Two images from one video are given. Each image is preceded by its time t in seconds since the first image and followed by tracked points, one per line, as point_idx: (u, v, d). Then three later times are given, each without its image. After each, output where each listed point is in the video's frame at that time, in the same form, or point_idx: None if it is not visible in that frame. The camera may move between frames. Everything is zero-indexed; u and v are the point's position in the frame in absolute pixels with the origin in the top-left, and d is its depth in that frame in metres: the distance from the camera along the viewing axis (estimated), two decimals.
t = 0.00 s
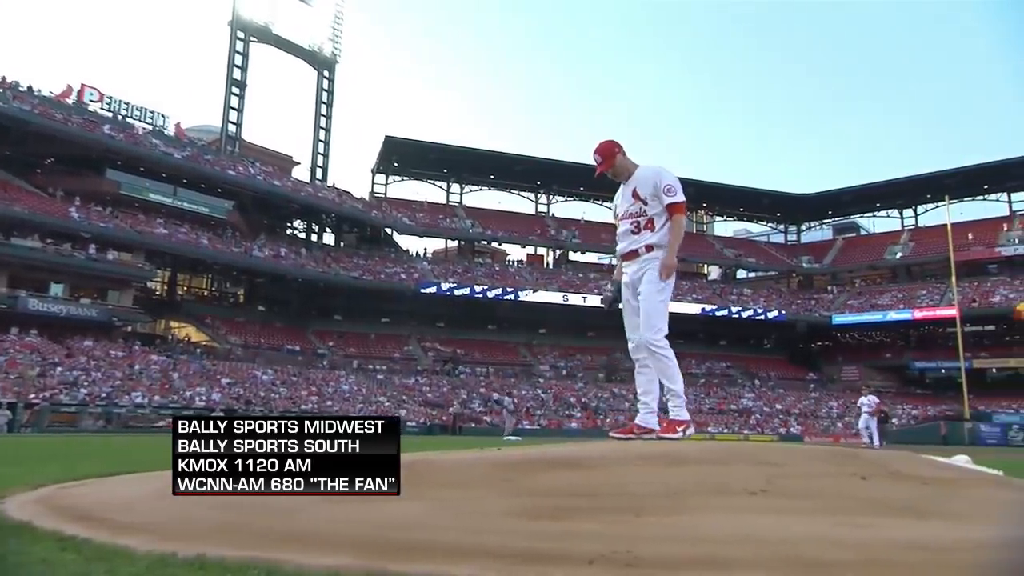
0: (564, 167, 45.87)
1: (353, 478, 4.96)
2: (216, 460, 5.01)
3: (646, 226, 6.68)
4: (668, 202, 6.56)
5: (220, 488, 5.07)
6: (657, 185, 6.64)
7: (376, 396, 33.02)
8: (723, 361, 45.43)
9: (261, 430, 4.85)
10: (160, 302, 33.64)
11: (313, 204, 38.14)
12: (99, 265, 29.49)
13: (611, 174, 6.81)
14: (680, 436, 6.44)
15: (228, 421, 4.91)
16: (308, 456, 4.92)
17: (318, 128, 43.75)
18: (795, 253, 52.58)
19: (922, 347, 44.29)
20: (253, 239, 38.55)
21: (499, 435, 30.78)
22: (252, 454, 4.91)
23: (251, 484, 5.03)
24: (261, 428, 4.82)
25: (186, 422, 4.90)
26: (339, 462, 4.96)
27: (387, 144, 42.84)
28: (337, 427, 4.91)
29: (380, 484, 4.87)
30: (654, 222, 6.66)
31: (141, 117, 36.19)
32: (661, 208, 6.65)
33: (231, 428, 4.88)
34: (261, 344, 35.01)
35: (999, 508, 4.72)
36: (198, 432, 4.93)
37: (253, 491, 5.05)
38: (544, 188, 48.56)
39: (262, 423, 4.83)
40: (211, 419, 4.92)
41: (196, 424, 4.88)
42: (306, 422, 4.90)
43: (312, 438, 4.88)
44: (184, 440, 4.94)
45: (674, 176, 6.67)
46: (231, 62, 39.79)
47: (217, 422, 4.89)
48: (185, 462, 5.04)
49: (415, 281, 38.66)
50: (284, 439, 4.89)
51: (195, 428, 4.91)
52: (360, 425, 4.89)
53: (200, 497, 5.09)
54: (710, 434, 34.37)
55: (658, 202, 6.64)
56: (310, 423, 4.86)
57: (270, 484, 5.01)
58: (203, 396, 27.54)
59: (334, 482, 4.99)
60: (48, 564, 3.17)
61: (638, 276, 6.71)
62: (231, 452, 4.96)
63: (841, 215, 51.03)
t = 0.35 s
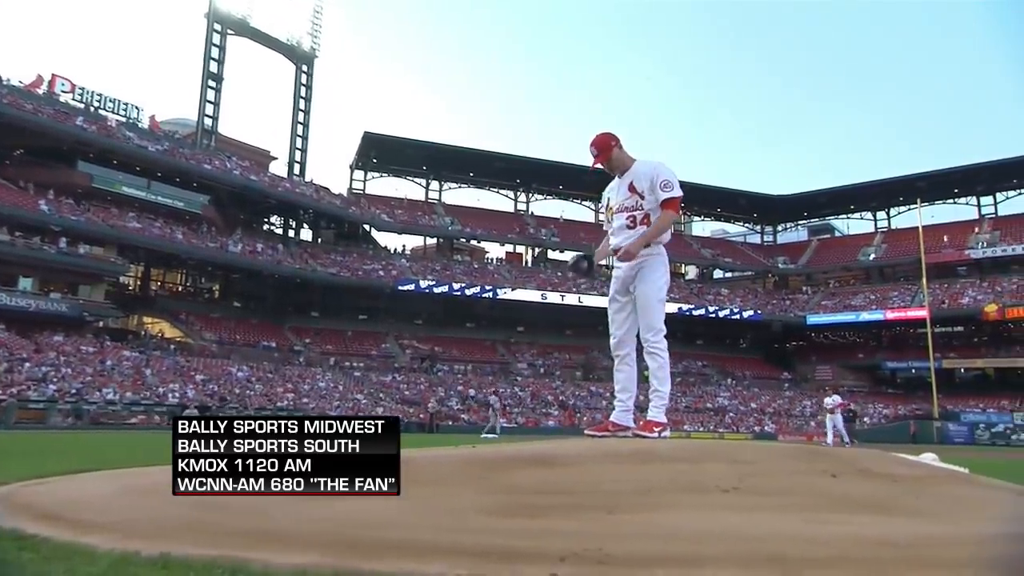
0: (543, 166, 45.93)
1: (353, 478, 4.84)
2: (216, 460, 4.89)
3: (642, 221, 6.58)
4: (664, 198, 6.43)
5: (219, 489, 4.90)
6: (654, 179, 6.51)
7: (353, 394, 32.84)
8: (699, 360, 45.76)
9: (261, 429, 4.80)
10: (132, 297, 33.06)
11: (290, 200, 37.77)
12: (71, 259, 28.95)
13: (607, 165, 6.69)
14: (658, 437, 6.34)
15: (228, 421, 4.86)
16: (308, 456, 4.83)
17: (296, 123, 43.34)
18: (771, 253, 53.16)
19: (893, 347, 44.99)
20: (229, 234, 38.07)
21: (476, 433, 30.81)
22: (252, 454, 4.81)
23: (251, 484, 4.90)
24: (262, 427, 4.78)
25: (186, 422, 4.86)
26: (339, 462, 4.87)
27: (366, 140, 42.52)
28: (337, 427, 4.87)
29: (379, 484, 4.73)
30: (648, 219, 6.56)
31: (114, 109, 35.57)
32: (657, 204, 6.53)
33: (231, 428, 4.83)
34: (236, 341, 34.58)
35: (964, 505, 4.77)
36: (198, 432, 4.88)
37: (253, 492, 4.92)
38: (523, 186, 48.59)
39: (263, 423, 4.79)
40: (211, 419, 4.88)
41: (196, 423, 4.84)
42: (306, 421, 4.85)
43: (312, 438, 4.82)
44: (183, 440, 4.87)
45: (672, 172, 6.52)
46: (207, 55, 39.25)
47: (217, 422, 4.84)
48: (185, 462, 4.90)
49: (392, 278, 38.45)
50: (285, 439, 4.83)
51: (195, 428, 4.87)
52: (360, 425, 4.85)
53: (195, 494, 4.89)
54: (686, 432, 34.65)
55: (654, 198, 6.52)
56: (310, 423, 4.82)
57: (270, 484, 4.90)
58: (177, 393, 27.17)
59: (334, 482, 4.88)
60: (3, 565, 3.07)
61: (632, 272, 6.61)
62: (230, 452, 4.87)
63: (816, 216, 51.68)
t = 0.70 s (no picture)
0: (529, 168, 45.96)
1: (353, 478, 4.79)
2: (216, 460, 4.86)
3: (636, 223, 6.58)
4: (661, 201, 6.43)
5: (219, 489, 4.85)
6: (651, 181, 6.50)
7: (337, 396, 32.64)
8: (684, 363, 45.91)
9: (262, 429, 4.81)
10: (113, 297, 32.61)
11: (276, 201, 37.50)
12: (50, 259, 28.57)
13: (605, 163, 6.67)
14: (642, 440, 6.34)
15: (228, 421, 4.86)
16: (309, 456, 4.81)
17: (281, 123, 43.06)
18: (755, 257, 53.51)
19: (874, 350, 45.36)
20: (212, 235, 37.70)
21: (460, 435, 30.75)
22: (252, 454, 4.80)
23: (251, 484, 4.85)
24: (262, 427, 4.80)
25: (187, 422, 4.85)
26: (339, 462, 4.83)
27: (351, 141, 42.31)
28: (337, 427, 4.87)
29: (380, 484, 4.69)
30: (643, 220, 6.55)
31: (95, 107, 35.17)
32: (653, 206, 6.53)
33: (232, 428, 4.84)
34: (219, 343, 34.23)
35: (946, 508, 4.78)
36: (198, 432, 4.87)
37: (253, 492, 4.87)
38: (509, 188, 48.59)
39: (263, 422, 4.81)
40: (211, 419, 4.87)
41: (196, 423, 4.83)
42: (306, 421, 4.86)
43: (312, 438, 4.83)
44: (183, 440, 4.86)
45: (670, 175, 6.52)
46: (191, 54, 38.92)
47: (217, 421, 4.85)
48: (185, 462, 4.86)
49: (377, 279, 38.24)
50: (285, 439, 4.83)
51: (195, 428, 4.86)
52: (360, 425, 4.86)
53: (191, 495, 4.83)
54: (670, 434, 34.76)
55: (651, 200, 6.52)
56: (310, 422, 4.83)
57: (270, 484, 4.85)
58: (158, 395, 26.88)
59: (334, 482, 4.81)
60: None
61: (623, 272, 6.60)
62: (231, 452, 4.85)
63: (800, 220, 52.09)
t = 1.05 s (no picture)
0: (522, 172, 45.96)
1: (353, 477, 4.80)
2: (216, 460, 4.82)
3: (632, 226, 6.57)
4: (658, 204, 6.43)
5: (220, 488, 4.84)
6: (647, 184, 6.50)
7: (330, 399, 32.53)
8: (677, 367, 45.96)
9: (261, 429, 4.72)
10: (104, 300, 32.38)
11: (268, 203, 37.37)
12: (40, 261, 28.35)
13: (600, 164, 6.65)
14: (633, 444, 6.33)
15: (228, 420, 4.78)
16: (309, 455, 4.77)
17: (274, 126, 42.91)
18: (747, 261, 53.66)
19: (865, 355, 45.53)
20: (204, 237, 37.47)
21: (453, 439, 30.74)
22: (252, 454, 4.75)
23: (251, 484, 4.84)
24: (262, 428, 4.70)
25: (186, 422, 4.75)
26: (339, 462, 4.83)
27: (344, 144, 42.19)
28: (337, 427, 4.78)
29: (380, 484, 4.72)
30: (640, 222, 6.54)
31: (87, 108, 34.96)
32: (648, 208, 6.53)
33: (232, 428, 4.74)
34: (210, 346, 34.02)
35: (938, 512, 4.79)
36: (198, 431, 4.78)
37: (253, 491, 4.87)
38: (502, 192, 48.60)
39: (263, 423, 4.71)
40: (211, 418, 4.78)
41: (196, 423, 4.74)
42: (306, 421, 4.75)
43: (312, 438, 4.75)
44: (183, 440, 4.79)
45: (667, 178, 6.53)
46: (184, 56, 38.75)
47: (217, 421, 4.75)
48: (184, 462, 4.83)
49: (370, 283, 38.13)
50: (285, 439, 4.75)
51: (195, 428, 4.77)
52: (360, 425, 4.77)
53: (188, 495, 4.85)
54: (663, 439, 34.82)
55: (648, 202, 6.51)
56: (310, 423, 4.72)
57: (270, 484, 4.83)
58: (148, 398, 26.70)
59: (334, 482, 4.82)
60: None
61: (619, 276, 6.56)
62: (231, 452, 4.80)
63: (792, 225, 52.28)
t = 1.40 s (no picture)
0: (520, 174, 45.94)
1: (353, 477, 4.78)
2: (216, 460, 4.92)
3: (630, 226, 6.54)
4: (657, 205, 6.43)
5: (220, 489, 4.91)
6: (645, 184, 6.49)
7: (329, 402, 32.47)
8: (676, 368, 45.92)
9: (261, 429, 4.81)
10: (103, 305, 32.33)
11: (266, 207, 37.34)
12: (38, 266, 28.31)
13: (598, 165, 6.64)
14: (634, 445, 6.30)
15: (228, 421, 4.87)
16: (309, 455, 4.78)
17: (271, 130, 42.88)
18: (746, 262, 53.69)
19: (864, 354, 45.55)
20: (202, 241, 37.41)
21: (452, 442, 30.70)
22: (252, 454, 4.81)
23: (251, 483, 4.86)
24: (262, 428, 4.80)
25: (186, 422, 4.87)
26: (339, 462, 4.84)
27: (342, 147, 42.16)
28: (337, 427, 4.86)
29: (379, 484, 4.69)
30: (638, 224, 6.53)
31: (84, 113, 34.95)
32: (647, 210, 6.52)
33: (232, 428, 4.84)
34: (209, 350, 33.96)
35: (940, 512, 4.76)
36: (198, 431, 4.90)
37: (253, 491, 4.88)
38: (500, 194, 48.64)
39: (263, 423, 4.81)
40: (211, 419, 4.89)
41: (195, 423, 4.86)
42: (306, 421, 4.84)
43: (312, 438, 4.82)
44: (183, 440, 4.90)
45: (663, 178, 6.53)
46: (180, 60, 38.72)
47: (217, 422, 4.86)
48: (185, 462, 4.94)
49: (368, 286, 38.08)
50: (285, 439, 4.82)
51: (195, 428, 4.89)
52: (360, 425, 4.84)
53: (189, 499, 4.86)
54: (662, 440, 34.80)
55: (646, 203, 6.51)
56: (310, 423, 4.81)
57: (270, 484, 4.83)
58: (147, 403, 26.62)
59: (334, 482, 4.80)
60: None
61: (619, 276, 6.54)
62: (231, 452, 4.88)
63: (790, 225, 52.31)
